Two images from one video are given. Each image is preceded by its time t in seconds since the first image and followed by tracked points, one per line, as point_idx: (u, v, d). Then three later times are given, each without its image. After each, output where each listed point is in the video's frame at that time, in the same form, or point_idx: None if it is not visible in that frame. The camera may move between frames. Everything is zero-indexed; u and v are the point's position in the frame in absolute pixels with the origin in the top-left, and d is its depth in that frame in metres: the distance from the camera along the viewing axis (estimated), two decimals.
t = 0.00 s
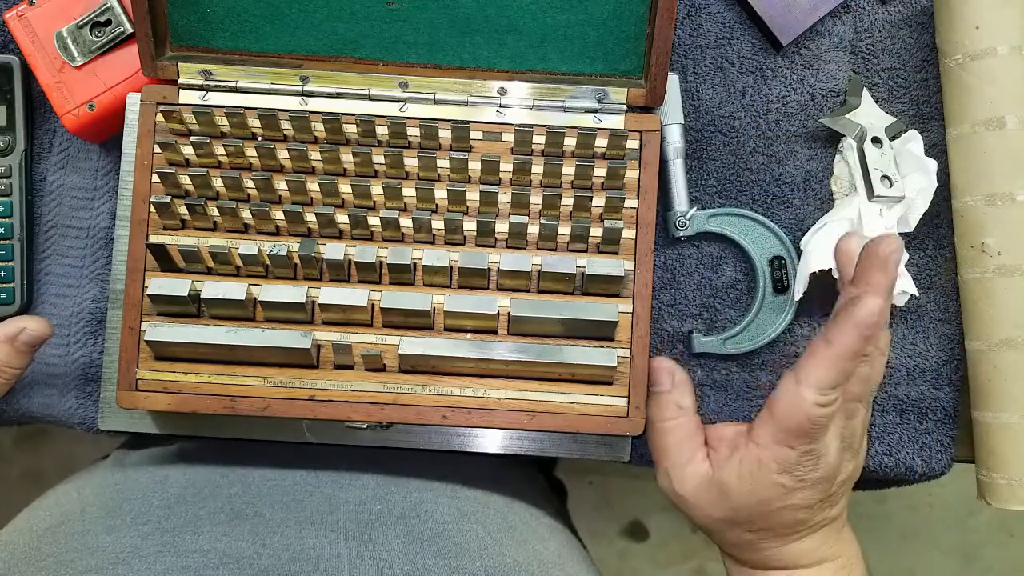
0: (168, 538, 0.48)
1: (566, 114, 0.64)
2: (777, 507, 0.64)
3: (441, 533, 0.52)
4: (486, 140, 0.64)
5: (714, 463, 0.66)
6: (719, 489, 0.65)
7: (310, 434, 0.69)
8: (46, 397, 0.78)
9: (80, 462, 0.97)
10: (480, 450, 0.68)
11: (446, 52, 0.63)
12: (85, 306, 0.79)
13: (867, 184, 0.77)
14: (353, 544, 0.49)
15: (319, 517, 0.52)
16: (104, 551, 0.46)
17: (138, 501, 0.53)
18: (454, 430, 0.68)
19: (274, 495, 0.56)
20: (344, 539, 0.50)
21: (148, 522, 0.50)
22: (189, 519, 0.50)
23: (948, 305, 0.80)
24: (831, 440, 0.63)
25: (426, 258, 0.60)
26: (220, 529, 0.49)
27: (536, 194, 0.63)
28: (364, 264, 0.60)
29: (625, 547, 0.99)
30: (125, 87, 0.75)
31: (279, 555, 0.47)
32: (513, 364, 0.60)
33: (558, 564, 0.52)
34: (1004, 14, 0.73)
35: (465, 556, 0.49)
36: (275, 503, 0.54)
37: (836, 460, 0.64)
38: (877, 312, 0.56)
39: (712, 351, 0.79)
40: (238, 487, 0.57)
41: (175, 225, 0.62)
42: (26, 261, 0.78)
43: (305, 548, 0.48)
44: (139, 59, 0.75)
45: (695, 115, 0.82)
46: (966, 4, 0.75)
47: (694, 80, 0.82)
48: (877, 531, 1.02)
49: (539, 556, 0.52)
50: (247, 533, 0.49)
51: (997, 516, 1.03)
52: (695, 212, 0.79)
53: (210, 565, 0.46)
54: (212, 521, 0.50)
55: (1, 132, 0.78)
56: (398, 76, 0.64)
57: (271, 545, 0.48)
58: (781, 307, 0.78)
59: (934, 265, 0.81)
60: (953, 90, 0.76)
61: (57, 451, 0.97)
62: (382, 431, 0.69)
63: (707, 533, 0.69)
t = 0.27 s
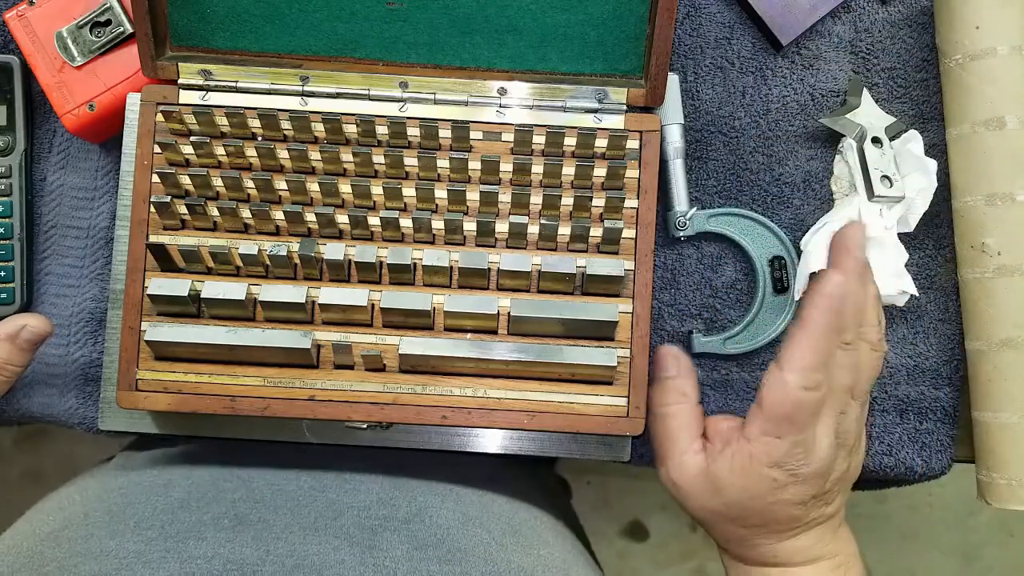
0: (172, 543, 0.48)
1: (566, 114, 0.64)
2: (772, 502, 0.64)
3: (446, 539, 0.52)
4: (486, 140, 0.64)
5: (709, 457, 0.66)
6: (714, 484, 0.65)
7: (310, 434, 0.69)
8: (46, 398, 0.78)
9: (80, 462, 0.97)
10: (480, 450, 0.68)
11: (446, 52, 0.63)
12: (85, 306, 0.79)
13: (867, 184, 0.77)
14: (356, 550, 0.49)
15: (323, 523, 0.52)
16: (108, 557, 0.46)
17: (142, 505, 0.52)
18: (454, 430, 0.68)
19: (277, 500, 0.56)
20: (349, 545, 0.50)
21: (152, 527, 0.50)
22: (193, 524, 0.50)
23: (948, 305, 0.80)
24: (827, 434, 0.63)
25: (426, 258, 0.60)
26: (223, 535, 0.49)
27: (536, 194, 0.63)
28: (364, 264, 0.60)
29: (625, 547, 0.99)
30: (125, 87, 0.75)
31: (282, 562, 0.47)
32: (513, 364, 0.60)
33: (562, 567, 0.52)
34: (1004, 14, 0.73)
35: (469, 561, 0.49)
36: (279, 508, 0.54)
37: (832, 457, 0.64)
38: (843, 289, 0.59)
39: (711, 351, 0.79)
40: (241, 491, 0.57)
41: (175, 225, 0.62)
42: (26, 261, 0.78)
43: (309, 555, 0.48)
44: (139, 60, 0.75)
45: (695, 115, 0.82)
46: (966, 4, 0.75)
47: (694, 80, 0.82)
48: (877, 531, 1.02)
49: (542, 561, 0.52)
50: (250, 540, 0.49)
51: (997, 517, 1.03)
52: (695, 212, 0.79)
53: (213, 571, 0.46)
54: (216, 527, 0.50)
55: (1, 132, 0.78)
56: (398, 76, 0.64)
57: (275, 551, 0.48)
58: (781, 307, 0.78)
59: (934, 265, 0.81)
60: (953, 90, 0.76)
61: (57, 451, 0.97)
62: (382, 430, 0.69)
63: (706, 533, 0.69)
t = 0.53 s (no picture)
0: (174, 552, 0.48)
1: (566, 114, 0.64)
2: (764, 493, 0.65)
3: (449, 552, 0.51)
4: (486, 140, 0.64)
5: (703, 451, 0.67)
6: (706, 476, 0.65)
7: (310, 434, 0.69)
8: (46, 398, 0.78)
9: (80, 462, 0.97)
10: (479, 450, 0.68)
11: (446, 52, 0.63)
12: (85, 306, 0.79)
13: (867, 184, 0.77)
14: (359, 562, 0.49)
15: (325, 533, 0.52)
16: (108, 566, 0.46)
17: (143, 512, 0.52)
18: (454, 430, 0.68)
19: (279, 508, 0.55)
20: (352, 557, 0.49)
21: (154, 535, 0.49)
22: (195, 534, 0.50)
23: (948, 305, 0.80)
24: (816, 422, 0.64)
25: (426, 258, 0.60)
26: (225, 544, 0.49)
27: (536, 194, 0.63)
28: (364, 264, 0.60)
29: (625, 547, 0.99)
30: (125, 87, 0.75)
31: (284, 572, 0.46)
32: (513, 364, 0.60)
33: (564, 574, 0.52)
34: (1004, 14, 0.73)
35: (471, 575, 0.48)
36: (281, 517, 0.54)
37: (825, 449, 0.65)
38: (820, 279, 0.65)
39: (711, 351, 0.79)
40: (243, 499, 0.57)
41: (175, 225, 0.62)
42: (26, 261, 0.78)
43: (311, 566, 0.47)
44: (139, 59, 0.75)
45: (695, 114, 0.82)
46: (966, 3, 0.75)
47: (694, 80, 0.82)
48: (877, 531, 1.02)
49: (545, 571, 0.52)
50: (252, 550, 0.49)
51: (996, 516, 1.03)
52: (695, 212, 0.80)
53: None
54: (218, 536, 0.50)
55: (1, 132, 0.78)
56: (399, 76, 0.64)
57: (276, 563, 0.48)
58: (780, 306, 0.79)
59: (934, 265, 0.81)
60: (953, 90, 0.76)
61: (57, 452, 0.97)
62: (382, 430, 0.69)
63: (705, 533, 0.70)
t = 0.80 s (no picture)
0: (183, 550, 0.48)
1: (566, 114, 0.64)
2: (764, 493, 0.65)
3: (454, 551, 0.52)
4: (486, 140, 0.64)
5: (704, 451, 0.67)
6: (707, 476, 0.66)
7: (310, 434, 0.69)
8: (45, 398, 0.78)
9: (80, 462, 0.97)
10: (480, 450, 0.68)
11: (446, 52, 0.63)
12: (85, 306, 0.79)
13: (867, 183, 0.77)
14: (365, 561, 0.49)
15: (333, 532, 0.52)
16: (119, 561, 0.46)
17: (154, 509, 0.53)
18: (454, 430, 0.68)
19: (287, 505, 0.56)
20: (359, 555, 0.50)
21: (163, 533, 0.50)
22: (204, 531, 0.51)
23: (948, 305, 0.80)
24: (816, 422, 0.64)
25: (426, 257, 0.60)
26: (233, 543, 0.50)
27: (536, 194, 0.63)
28: (364, 264, 0.59)
29: (625, 547, 0.99)
30: (125, 87, 0.75)
31: (292, 571, 0.47)
32: (513, 364, 0.60)
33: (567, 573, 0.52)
34: (1003, 14, 0.73)
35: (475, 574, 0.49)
36: (292, 515, 0.54)
37: (825, 449, 0.65)
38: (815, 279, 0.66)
39: (711, 351, 0.79)
40: (251, 497, 0.57)
41: (175, 225, 0.62)
42: (26, 261, 0.77)
43: (319, 564, 0.48)
44: (139, 59, 0.75)
45: (695, 114, 0.82)
46: (966, 3, 0.75)
47: (694, 80, 0.82)
48: (877, 531, 1.02)
49: (549, 572, 0.52)
50: (261, 548, 0.49)
51: (997, 517, 1.03)
52: (695, 212, 0.80)
53: None
54: (227, 534, 0.50)
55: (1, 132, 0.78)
56: (398, 76, 0.64)
57: (285, 560, 0.48)
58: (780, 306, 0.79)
59: (934, 265, 0.81)
60: (953, 90, 0.76)
61: (57, 452, 0.97)
62: (382, 430, 0.69)
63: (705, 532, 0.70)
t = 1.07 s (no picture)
0: (186, 543, 0.48)
1: (566, 114, 0.64)
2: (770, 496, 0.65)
3: (451, 544, 0.52)
4: (486, 140, 0.64)
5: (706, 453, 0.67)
6: (707, 477, 0.65)
7: (310, 434, 0.69)
8: (45, 398, 0.77)
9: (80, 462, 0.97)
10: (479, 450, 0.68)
11: (446, 52, 0.63)
12: (85, 306, 0.78)
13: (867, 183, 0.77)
14: (364, 554, 0.49)
15: (333, 525, 0.52)
16: (122, 555, 0.47)
17: (156, 503, 0.53)
18: (454, 430, 0.68)
19: (288, 501, 0.56)
20: (358, 549, 0.50)
21: (166, 527, 0.50)
22: (205, 527, 0.50)
23: (948, 305, 0.80)
24: (818, 423, 0.64)
25: (426, 258, 0.60)
26: (236, 537, 0.50)
27: (536, 194, 0.63)
28: (364, 264, 0.59)
29: (625, 547, 0.99)
30: (125, 87, 0.75)
31: (293, 566, 0.47)
32: (513, 364, 0.60)
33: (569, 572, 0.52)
34: (1003, 14, 0.73)
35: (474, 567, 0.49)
36: (292, 511, 0.54)
37: (826, 450, 0.64)
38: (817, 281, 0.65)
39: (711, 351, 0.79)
40: (251, 495, 0.57)
41: (175, 225, 0.62)
42: (26, 261, 0.77)
43: (319, 559, 0.48)
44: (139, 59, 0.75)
45: (695, 114, 0.82)
46: (966, 3, 0.75)
47: (694, 80, 0.82)
48: (878, 531, 1.02)
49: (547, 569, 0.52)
50: (262, 541, 0.49)
51: (997, 517, 1.03)
52: (695, 212, 0.80)
53: (226, 573, 0.47)
54: (229, 528, 0.51)
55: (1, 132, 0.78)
56: (398, 76, 0.64)
57: (286, 554, 0.48)
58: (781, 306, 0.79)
59: (935, 265, 0.81)
60: (953, 90, 0.76)
61: (57, 451, 0.97)
62: (382, 431, 0.69)
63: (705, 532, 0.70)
